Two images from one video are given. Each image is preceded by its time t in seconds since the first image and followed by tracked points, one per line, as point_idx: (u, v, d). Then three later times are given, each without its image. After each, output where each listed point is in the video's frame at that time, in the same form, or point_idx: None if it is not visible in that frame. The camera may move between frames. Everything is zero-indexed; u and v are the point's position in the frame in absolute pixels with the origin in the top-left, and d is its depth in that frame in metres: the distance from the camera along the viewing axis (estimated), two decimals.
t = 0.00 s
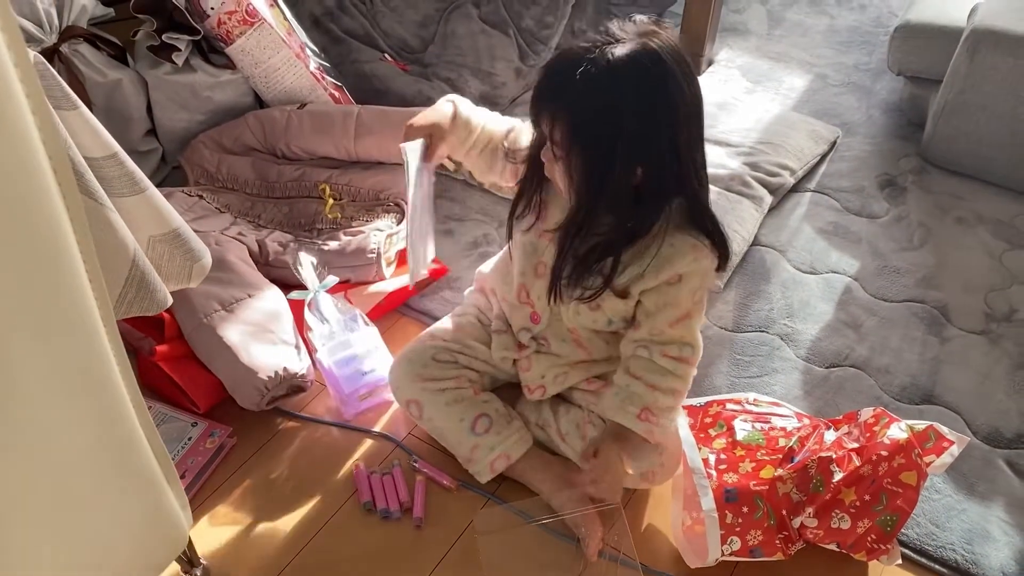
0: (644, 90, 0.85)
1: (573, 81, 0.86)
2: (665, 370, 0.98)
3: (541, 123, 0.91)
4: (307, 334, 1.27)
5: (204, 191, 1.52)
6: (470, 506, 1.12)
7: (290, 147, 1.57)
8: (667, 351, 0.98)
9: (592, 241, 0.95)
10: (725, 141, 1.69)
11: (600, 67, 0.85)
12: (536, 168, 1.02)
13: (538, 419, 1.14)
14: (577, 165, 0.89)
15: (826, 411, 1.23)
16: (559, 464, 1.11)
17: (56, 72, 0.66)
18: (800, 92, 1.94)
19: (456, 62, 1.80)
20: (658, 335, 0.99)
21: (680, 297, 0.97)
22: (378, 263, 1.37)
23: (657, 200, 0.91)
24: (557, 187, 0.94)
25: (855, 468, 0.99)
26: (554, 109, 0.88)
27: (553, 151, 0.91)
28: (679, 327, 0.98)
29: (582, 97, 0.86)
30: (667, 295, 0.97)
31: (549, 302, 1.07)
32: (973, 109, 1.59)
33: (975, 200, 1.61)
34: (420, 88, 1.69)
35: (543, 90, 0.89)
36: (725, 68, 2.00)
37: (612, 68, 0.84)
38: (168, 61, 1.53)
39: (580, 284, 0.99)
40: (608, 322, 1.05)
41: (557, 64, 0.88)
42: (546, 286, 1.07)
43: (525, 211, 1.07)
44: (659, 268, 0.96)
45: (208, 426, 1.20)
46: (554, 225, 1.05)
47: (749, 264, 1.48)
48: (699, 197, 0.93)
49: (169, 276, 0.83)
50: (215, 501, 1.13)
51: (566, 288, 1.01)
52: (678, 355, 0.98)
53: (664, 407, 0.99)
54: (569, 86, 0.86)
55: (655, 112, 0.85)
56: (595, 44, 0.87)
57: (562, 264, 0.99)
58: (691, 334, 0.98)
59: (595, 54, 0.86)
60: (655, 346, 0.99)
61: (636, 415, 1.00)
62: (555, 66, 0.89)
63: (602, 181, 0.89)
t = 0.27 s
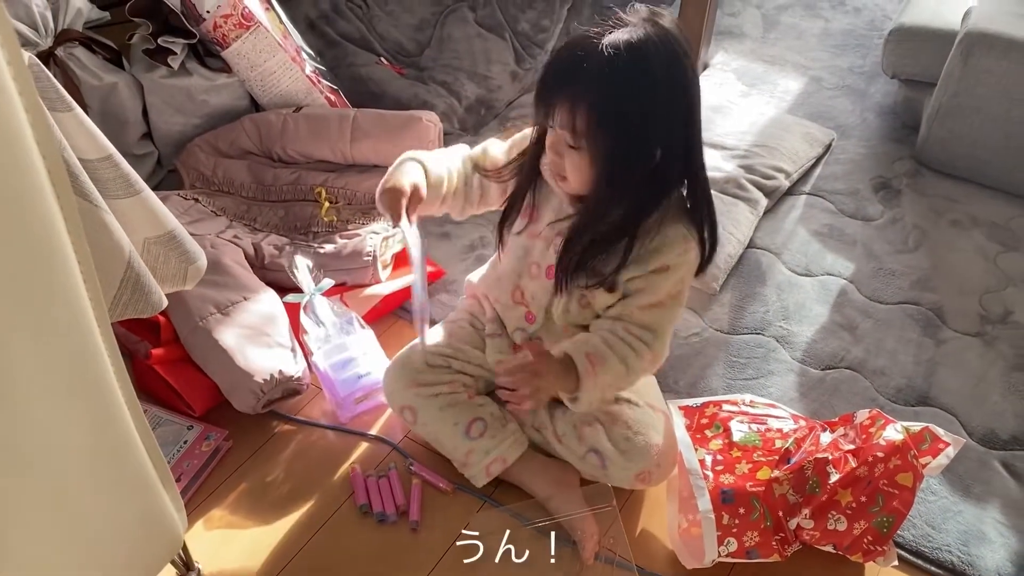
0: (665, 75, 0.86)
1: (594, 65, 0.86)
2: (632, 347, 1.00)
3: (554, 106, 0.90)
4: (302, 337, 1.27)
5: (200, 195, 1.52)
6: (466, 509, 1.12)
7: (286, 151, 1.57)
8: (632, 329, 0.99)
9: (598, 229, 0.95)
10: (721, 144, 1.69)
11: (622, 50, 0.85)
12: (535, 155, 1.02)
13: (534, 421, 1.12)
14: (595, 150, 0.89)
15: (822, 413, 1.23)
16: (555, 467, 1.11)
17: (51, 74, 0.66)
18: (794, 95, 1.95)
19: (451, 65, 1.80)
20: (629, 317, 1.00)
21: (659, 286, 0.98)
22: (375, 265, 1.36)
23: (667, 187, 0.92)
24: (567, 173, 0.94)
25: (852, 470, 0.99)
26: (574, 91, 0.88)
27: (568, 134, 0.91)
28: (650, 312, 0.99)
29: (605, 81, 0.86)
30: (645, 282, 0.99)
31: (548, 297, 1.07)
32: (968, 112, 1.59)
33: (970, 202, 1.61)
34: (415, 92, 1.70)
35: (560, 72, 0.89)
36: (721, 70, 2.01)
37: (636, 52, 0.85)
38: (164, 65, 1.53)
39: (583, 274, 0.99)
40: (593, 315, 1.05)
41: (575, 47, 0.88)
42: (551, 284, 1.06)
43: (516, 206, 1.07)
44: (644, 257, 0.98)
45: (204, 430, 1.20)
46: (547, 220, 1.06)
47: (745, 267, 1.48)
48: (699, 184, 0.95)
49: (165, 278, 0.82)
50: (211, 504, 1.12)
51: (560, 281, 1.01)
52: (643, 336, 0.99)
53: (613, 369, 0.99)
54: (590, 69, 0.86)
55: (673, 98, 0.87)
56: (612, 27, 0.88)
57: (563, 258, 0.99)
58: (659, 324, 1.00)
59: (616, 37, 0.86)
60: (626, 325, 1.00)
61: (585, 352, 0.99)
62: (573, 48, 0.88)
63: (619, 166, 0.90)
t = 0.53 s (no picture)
0: (657, 67, 0.87)
1: (591, 71, 0.86)
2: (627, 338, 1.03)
3: (554, 121, 0.89)
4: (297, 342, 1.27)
5: (195, 199, 1.51)
6: (461, 515, 1.12)
7: (281, 155, 1.57)
8: (629, 321, 1.03)
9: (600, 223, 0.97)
10: (716, 149, 1.70)
11: (615, 52, 0.85)
12: (519, 163, 1.02)
13: (529, 426, 1.13)
14: (604, 155, 0.90)
15: (817, 417, 1.23)
16: (550, 472, 1.10)
17: (44, 81, 0.65)
18: (789, 99, 1.95)
19: (447, 70, 1.80)
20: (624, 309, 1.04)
21: (652, 276, 1.01)
22: (369, 270, 1.36)
23: (669, 169, 0.94)
24: (573, 182, 0.94)
25: (847, 475, 0.99)
26: (576, 103, 0.87)
27: (573, 147, 0.90)
28: (645, 303, 1.03)
29: (605, 86, 0.86)
30: (639, 273, 1.01)
31: (542, 296, 1.07)
32: (962, 117, 1.60)
33: (964, 207, 1.62)
34: (410, 96, 1.70)
35: (555, 86, 0.88)
36: (715, 75, 2.02)
37: (629, 51, 0.85)
38: (159, 70, 1.53)
39: (582, 269, 1.01)
40: (587, 309, 1.07)
41: (564, 57, 0.87)
42: (545, 283, 1.06)
43: (502, 211, 1.06)
44: (638, 247, 1.00)
45: (198, 435, 1.19)
46: (535, 224, 1.05)
47: (740, 272, 1.48)
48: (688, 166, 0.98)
49: (159, 285, 0.82)
50: (205, 510, 1.12)
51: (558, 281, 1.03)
52: (638, 328, 1.03)
53: (604, 359, 1.02)
54: (588, 77, 0.86)
55: (667, 86, 0.88)
56: (591, 29, 0.87)
57: (562, 256, 1.01)
58: (655, 315, 1.04)
59: (604, 40, 0.86)
60: (619, 317, 1.04)
61: (578, 346, 1.02)
62: (559, 58, 0.88)
63: (629, 164, 0.91)
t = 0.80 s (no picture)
0: (649, 66, 0.92)
1: (592, 79, 0.90)
2: (626, 344, 1.05)
3: (557, 131, 0.93)
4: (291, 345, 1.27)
5: (188, 202, 1.51)
6: (455, 519, 1.12)
7: (275, 158, 1.56)
8: (629, 323, 1.05)
9: (594, 221, 1.01)
10: (709, 152, 1.70)
11: (611, 57, 0.89)
12: (510, 171, 1.04)
13: (523, 429, 1.12)
14: (607, 158, 0.94)
15: (810, 420, 1.23)
16: (544, 475, 1.10)
17: (36, 85, 0.65)
18: (783, 102, 1.96)
19: (441, 73, 1.80)
20: (623, 307, 1.06)
21: (648, 268, 1.04)
22: (363, 273, 1.36)
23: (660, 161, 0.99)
24: (574, 185, 0.98)
25: (840, 478, 0.99)
26: (578, 112, 0.91)
27: (576, 153, 0.94)
28: (644, 296, 1.05)
29: (606, 92, 0.90)
30: (634, 268, 1.04)
31: (537, 299, 1.10)
32: (955, 120, 1.60)
33: (956, 210, 1.63)
34: (405, 99, 1.70)
35: (556, 96, 0.92)
36: (709, 78, 2.02)
37: (623, 56, 0.90)
38: (152, 72, 1.52)
39: (577, 267, 1.04)
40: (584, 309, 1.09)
41: (561, 68, 0.91)
42: (539, 284, 1.09)
43: (494, 216, 1.09)
44: (633, 240, 1.02)
45: (191, 439, 1.19)
46: (526, 228, 1.08)
47: (734, 275, 1.49)
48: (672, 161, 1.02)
49: (151, 289, 0.82)
50: (198, 514, 1.11)
51: (555, 281, 1.06)
52: (640, 327, 1.05)
53: (613, 378, 1.05)
54: (588, 85, 0.90)
55: (658, 83, 0.93)
56: (583, 37, 0.91)
57: (556, 255, 1.04)
58: (653, 307, 1.06)
59: (599, 47, 0.90)
60: (618, 317, 1.06)
61: (583, 374, 1.05)
62: (555, 68, 0.91)
63: (626, 162, 0.95)
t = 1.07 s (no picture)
0: (631, 73, 0.92)
1: (577, 90, 0.90)
2: (614, 344, 1.05)
3: (543, 141, 0.93)
4: (285, 349, 1.26)
5: (181, 205, 1.50)
6: (449, 523, 1.11)
7: (268, 160, 1.56)
8: (619, 323, 1.06)
9: (581, 226, 1.02)
10: (704, 154, 1.70)
11: (595, 67, 0.90)
12: (497, 177, 1.04)
13: (518, 432, 1.12)
14: (595, 165, 0.94)
15: (804, 424, 1.23)
16: (539, 479, 1.10)
17: (26, 90, 0.64)
18: (777, 105, 1.96)
19: (435, 75, 1.79)
20: (613, 307, 1.07)
21: (637, 268, 1.04)
22: (357, 277, 1.36)
23: (645, 164, 1.00)
24: (562, 192, 0.98)
25: (835, 482, 0.99)
26: (565, 123, 0.91)
27: (563, 163, 0.94)
28: (633, 296, 1.06)
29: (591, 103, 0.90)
30: (623, 268, 1.04)
31: (528, 301, 1.10)
32: (949, 123, 1.60)
33: (950, 212, 1.63)
34: (398, 101, 1.69)
35: (542, 107, 0.92)
36: (703, 81, 2.02)
37: (604, 65, 0.90)
38: (145, 75, 1.52)
39: (566, 269, 1.05)
40: (574, 310, 1.09)
41: (545, 79, 0.91)
42: (528, 287, 1.09)
43: (482, 219, 1.08)
44: (621, 241, 1.03)
45: (184, 444, 1.19)
46: (514, 230, 1.08)
47: (728, 277, 1.49)
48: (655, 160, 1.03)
49: (143, 295, 0.81)
50: (192, 519, 1.11)
51: (543, 284, 1.06)
52: (629, 327, 1.06)
53: (601, 378, 1.05)
54: (574, 96, 0.90)
55: (641, 89, 0.94)
56: (566, 47, 0.91)
57: (545, 257, 1.04)
58: (642, 306, 1.06)
59: (582, 58, 0.90)
60: (608, 317, 1.07)
61: (571, 372, 1.04)
62: (539, 79, 0.91)
63: (612, 167, 0.95)
